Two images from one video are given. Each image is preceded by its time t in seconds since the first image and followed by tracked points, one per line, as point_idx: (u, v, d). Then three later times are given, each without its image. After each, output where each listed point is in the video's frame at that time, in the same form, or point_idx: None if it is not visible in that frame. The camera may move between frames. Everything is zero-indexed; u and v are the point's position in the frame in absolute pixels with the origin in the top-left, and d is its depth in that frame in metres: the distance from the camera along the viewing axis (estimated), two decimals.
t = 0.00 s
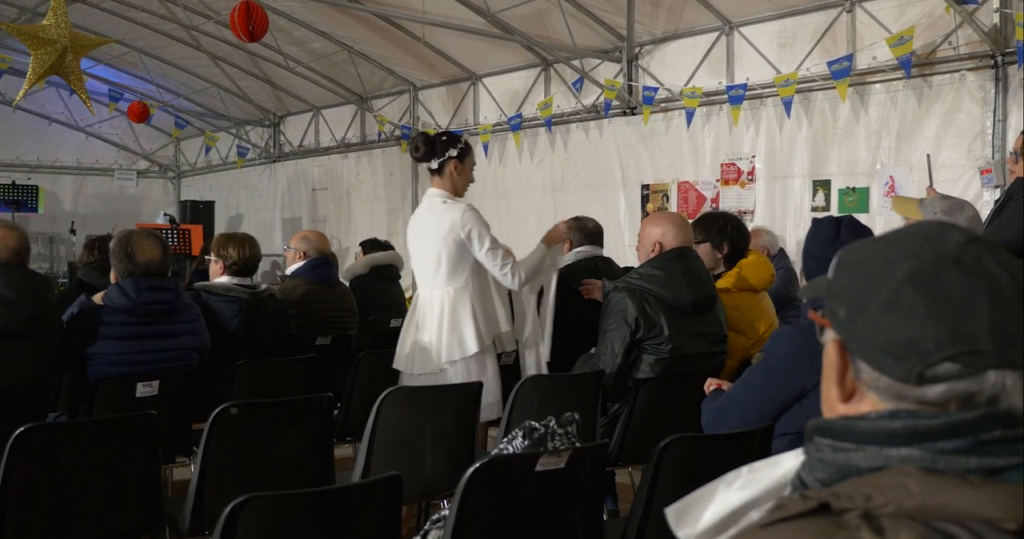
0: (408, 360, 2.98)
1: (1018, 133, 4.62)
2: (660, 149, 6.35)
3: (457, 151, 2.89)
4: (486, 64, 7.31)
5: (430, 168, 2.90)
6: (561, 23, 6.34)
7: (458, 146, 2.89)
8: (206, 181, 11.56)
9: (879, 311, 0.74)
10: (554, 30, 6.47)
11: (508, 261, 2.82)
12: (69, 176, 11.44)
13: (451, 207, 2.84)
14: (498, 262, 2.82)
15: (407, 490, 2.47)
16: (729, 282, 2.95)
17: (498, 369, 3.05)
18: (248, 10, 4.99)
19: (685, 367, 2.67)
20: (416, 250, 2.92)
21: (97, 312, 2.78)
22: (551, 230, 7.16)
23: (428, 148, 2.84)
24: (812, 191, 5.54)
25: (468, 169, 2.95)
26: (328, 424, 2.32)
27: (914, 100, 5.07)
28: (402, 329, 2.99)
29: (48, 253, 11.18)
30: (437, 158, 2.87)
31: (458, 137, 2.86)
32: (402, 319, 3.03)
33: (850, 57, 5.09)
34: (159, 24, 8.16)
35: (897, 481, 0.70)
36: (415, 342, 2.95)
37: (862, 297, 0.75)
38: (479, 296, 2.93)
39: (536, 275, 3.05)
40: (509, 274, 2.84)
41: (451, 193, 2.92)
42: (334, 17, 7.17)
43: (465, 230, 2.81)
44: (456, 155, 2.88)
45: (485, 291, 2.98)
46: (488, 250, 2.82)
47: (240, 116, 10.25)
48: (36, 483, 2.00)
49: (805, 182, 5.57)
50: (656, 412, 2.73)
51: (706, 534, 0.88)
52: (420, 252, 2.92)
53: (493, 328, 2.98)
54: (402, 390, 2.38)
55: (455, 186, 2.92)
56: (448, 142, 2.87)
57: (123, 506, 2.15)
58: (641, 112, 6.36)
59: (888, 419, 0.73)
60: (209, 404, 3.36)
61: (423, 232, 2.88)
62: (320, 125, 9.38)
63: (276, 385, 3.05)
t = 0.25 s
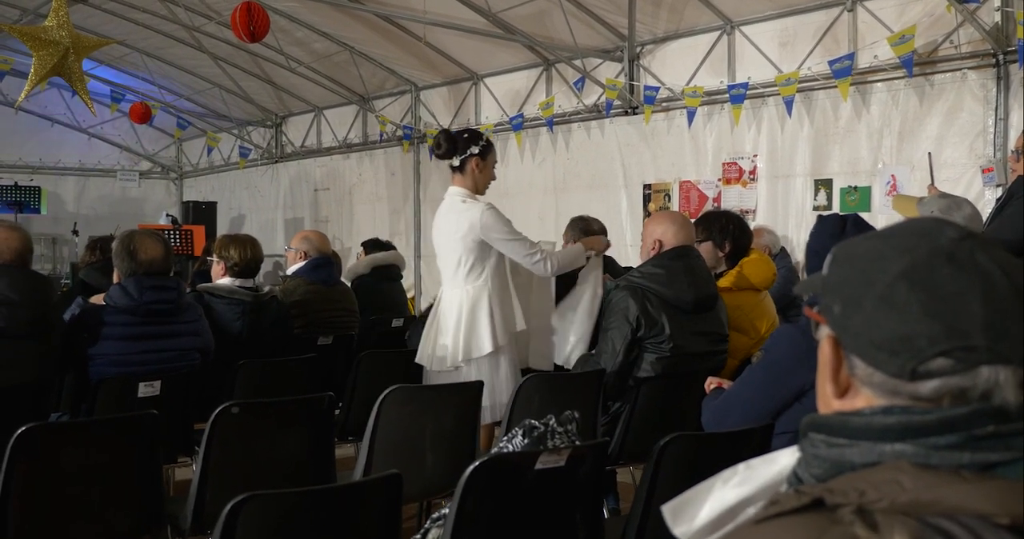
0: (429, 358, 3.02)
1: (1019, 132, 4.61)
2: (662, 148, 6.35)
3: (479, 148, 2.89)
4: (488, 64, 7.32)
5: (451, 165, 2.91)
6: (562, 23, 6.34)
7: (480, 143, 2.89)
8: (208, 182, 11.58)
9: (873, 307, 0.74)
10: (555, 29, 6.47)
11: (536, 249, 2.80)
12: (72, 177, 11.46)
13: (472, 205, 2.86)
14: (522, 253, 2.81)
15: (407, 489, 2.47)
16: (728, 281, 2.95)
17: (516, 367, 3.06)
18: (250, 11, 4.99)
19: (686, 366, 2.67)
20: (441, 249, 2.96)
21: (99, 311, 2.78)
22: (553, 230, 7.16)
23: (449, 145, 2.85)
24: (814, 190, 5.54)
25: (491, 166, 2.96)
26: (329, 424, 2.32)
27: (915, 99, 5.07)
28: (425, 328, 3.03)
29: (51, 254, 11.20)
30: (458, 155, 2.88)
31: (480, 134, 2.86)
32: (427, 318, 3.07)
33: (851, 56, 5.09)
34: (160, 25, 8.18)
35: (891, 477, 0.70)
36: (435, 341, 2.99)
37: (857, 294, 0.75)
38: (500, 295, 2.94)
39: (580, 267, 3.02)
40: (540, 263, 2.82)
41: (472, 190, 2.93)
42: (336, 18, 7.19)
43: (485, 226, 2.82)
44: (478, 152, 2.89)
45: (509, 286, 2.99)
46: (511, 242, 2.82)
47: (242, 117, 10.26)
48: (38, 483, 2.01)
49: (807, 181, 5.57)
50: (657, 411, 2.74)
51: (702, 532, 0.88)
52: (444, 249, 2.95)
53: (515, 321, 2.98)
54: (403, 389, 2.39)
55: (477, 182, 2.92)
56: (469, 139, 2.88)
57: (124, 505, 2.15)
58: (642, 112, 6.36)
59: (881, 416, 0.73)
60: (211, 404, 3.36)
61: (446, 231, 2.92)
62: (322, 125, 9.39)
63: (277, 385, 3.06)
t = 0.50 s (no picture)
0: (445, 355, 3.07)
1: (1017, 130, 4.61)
2: (661, 148, 6.34)
3: (502, 153, 2.86)
4: (487, 65, 7.32)
5: (474, 169, 2.88)
6: (561, 23, 6.34)
7: (504, 147, 2.85)
8: (209, 183, 11.58)
9: (852, 308, 0.74)
10: (554, 30, 6.47)
11: (544, 256, 2.82)
12: (72, 179, 11.46)
13: (483, 211, 2.87)
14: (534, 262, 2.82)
15: (402, 490, 2.47)
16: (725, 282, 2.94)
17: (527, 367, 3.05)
18: (248, 12, 4.98)
19: (682, 366, 2.67)
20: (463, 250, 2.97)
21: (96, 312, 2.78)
22: (552, 230, 7.16)
23: (472, 149, 2.81)
24: (813, 189, 5.53)
25: (514, 170, 2.93)
26: (325, 424, 2.31)
27: (913, 97, 5.06)
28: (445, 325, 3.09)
29: (51, 256, 11.21)
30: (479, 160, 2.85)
31: (503, 140, 2.82)
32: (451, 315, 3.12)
33: (849, 54, 5.08)
34: (160, 26, 8.18)
35: (869, 478, 0.70)
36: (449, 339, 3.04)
37: (836, 296, 0.75)
38: (510, 299, 2.94)
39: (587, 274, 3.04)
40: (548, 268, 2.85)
41: (492, 194, 2.92)
42: (335, 19, 7.19)
43: (495, 233, 2.82)
44: (501, 157, 2.85)
45: (522, 291, 2.98)
46: (518, 249, 2.82)
47: (241, 118, 10.26)
48: (31, 485, 2.01)
49: (806, 180, 5.57)
50: (653, 411, 2.74)
51: (686, 533, 0.88)
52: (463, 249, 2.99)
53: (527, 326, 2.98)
54: (398, 390, 2.39)
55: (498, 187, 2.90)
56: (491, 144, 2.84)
57: (119, 507, 2.15)
58: (641, 112, 6.36)
59: (861, 416, 0.73)
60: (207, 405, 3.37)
61: (464, 233, 2.95)
62: (322, 126, 9.39)
63: (273, 386, 3.06)
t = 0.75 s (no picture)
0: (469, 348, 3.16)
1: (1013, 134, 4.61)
2: (658, 151, 6.35)
3: (534, 161, 2.91)
4: (485, 67, 7.33)
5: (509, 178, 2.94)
6: (558, 25, 6.34)
7: (536, 156, 2.91)
8: (208, 184, 11.58)
9: (818, 313, 0.74)
10: (551, 32, 6.48)
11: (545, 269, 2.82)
12: (72, 179, 11.47)
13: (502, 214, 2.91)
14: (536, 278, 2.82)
15: (391, 492, 2.47)
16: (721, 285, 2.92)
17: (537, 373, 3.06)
18: (245, 13, 4.99)
19: (674, 368, 2.66)
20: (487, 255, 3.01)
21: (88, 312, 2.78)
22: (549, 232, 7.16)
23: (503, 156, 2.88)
24: (809, 192, 5.53)
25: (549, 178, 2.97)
26: (314, 425, 2.32)
27: (909, 101, 5.06)
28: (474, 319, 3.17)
29: (50, 256, 11.22)
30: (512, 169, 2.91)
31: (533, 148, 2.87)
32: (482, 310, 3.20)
33: (845, 58, 5.09)
34: (158, 27, 8.19)
35: (831, 484, 0.70)
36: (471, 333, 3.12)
37: (802, 300, 0.75)
38: (518, 305, 2.96)
39: (587, 288, 3.05)
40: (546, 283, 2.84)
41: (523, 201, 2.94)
42: (333, 20, 7.20)
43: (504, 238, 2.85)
44: (536, 165, 2.91)
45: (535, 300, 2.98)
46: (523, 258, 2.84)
47: (240, 119, 10.27)
48: (19, 486, 2.01)
49: (802, 183, 5.56)
50: (644, 415, 2.73)
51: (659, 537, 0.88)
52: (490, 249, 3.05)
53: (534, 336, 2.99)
54: (388, 393, 2.39)
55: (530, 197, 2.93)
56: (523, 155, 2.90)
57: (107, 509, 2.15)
58: (638, 114, 6.36)
59: (825, 422, 0.73)
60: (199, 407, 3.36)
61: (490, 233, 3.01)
62: (320, 127, 9.39)
63: (265, 388, 3.06)
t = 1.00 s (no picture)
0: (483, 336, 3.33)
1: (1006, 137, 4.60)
2: (653, 152, 6.34)
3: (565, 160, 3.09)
4: (481, 68, 7.33)
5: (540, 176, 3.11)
6: (553, 27, 6.35)
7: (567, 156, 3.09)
8: (205, 185, 11.58)
9: (780, 316, 0.74)
10: (546, 34, 6.48)
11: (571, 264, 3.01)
12: (68, 180, 11.47)
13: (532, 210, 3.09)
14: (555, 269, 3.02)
15: (379, 493, 2.47)
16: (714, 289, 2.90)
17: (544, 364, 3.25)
18: (239, 14, 4.98)
19: (664, 369, 2.65)
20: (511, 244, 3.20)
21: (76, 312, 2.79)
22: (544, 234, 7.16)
23: (537, 153, 3.05)
24: (803, 195, 5.53)
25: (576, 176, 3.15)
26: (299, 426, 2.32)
27: (903, 103, 5.06)
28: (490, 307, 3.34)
29: (46, 257, 11.21)
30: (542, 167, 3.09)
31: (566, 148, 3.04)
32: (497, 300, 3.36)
33: (839, 60, 5.09)
34: (154, 28, 8.20)
35: (790, 487, 0.70)
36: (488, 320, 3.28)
37: (765, 303, 0.75)
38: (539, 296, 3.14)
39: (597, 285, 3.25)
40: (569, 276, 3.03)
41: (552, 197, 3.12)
42: (329, 21, 7.20)
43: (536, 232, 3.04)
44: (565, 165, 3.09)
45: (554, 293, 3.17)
46: (551, 251, 3.03)
47: (237, 120, 10.27)
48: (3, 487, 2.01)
49: (797, 185, 5.56)
50: (633, 416, 2.72)
51: None
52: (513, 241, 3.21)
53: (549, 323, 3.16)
54: (376, 394, 2.38)
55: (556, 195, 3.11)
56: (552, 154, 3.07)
57: (93, 510, 2.15)
58: (633, 116, 6.36)
59: (788, 424, 0.73)
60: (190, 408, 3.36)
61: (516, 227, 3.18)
62: (317, 128, 9.39)
63: (254, 389, 3.06)
